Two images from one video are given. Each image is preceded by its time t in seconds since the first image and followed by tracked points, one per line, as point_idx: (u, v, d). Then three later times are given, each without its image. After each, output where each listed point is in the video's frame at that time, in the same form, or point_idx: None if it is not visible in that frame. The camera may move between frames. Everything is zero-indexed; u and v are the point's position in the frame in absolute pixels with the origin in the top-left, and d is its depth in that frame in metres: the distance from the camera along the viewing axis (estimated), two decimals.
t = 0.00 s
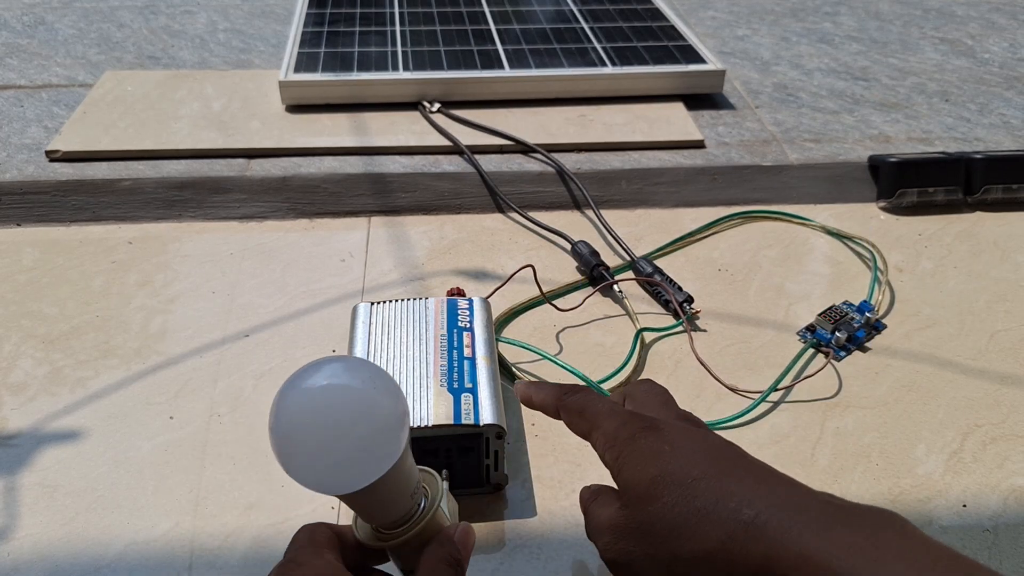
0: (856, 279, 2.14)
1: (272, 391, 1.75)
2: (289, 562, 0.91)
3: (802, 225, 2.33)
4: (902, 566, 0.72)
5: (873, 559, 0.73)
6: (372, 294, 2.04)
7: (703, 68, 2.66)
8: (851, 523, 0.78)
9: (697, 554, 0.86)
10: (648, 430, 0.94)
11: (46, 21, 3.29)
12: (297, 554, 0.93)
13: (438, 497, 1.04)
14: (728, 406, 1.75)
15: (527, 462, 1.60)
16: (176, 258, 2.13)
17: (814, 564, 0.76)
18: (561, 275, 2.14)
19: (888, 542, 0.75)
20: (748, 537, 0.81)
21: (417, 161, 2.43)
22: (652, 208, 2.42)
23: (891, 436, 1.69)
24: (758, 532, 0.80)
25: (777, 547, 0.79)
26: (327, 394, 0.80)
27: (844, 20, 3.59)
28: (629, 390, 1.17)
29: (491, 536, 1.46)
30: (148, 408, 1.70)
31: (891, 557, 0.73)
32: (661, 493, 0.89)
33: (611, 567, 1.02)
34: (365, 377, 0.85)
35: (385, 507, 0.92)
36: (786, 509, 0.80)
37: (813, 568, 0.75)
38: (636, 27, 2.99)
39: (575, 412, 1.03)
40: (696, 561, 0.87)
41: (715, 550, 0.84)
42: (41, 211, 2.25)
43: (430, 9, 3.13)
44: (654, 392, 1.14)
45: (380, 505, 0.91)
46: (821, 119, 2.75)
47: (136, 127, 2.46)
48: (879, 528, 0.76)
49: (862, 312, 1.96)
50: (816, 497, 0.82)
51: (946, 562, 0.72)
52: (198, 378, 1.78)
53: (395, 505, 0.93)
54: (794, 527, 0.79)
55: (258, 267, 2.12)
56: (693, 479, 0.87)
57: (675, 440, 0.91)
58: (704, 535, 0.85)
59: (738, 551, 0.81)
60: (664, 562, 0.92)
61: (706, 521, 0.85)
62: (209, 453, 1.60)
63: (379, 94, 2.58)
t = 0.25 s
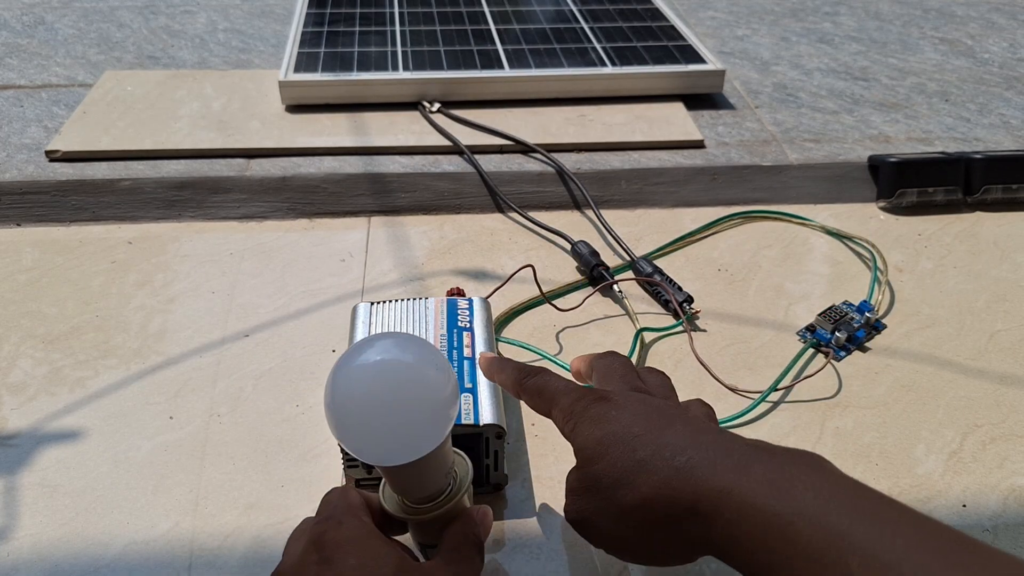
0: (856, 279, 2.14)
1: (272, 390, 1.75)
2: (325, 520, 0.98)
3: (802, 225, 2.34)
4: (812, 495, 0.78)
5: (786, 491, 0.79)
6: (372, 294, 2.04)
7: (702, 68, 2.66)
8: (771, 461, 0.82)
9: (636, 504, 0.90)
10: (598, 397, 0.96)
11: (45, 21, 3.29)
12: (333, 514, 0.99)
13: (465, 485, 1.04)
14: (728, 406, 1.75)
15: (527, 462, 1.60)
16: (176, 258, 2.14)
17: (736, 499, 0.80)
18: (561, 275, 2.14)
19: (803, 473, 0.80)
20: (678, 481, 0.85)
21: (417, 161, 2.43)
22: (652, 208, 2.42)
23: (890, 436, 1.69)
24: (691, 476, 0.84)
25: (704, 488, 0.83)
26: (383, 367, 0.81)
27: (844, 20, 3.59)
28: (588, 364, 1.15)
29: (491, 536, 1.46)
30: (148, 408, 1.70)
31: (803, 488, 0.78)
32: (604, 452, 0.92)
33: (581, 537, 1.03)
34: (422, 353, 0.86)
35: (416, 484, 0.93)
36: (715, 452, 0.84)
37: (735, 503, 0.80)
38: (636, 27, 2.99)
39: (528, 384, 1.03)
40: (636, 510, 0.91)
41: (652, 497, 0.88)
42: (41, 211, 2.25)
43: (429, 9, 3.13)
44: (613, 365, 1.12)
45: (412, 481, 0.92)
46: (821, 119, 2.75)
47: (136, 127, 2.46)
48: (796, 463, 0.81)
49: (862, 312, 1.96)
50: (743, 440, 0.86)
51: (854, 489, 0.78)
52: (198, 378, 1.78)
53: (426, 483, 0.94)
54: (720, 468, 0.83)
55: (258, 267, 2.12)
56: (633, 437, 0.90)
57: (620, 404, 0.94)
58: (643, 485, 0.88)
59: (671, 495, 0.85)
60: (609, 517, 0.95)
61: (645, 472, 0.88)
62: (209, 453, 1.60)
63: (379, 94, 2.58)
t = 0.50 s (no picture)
0: (856, 279, 2.14)
1: (271, 391, 1.75)
2: (334, 499, 0.99)
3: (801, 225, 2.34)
4: (765, 489, 0.76)
5: (739, 487, 0.77)
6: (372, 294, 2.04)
7: (703, 68, 2.66)
8: (731, 459, 0.81)
9: (606, 507, 0.89)
10: (573, 407, 0.96)
11: (45, 21, 3.29)
12: (343, 495, 1.00)
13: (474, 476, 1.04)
14: (728, 405, 1.75)
15: (527, 462, 1.60)
16: (176, 258, 2.13)
17: (695, 496, 0.80)
18: (561, 275, 2.14)
19: (760, 469, 0.79)
20: (644, 482, 0.85)
21: (417, 161, 2.43)
22: (652, 208, 2.42)
23: (890, 436, 1.69)
24: (653, 477, 0.84)
25: (667, 486, 0.83)
26: (396, 358, 0.80)
27: (844, 20, 3.59)
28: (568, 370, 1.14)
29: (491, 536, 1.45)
30: (148, 408, 1.70)
31: (758, 483, 0.77)
32: (575, 457, 0.92)
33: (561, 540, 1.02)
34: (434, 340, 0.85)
35: (427, 472, 0.93)
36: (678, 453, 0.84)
37: (694, 500, 0.80)
38: (636, 27, 2.99)
39: (502, 397, 1.03)
40: (605, 513, 0.90)
41: (620, 499, 0.87)
42: (40, 211, 2.25)
43: (429, 9, 3.13)
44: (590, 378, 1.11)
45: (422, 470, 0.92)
46: (821, 119, 2.75)
47: (136, 127, 2.46)
48: (754, 461, 0.80)
49: (862, 312, 1.96)
50: (709, 443, 0.86)
51: (810, 486, 0.76)
52: (198, 378, 1.78)
53: (436, 471, 0.94)
54: (682, 469, 0.83)
55: (258, 267, 2.12)
56: (604, 443, 0.90)
57: (593, 412, 0.95)
58: (611, 487, 0.88)
59: (638, 495, 0.85)
60: (582, 520, 0.95)
61: (613, 473, 0.88)
62: (209, 453, 1.60)
63: (378, 94, 2.58)
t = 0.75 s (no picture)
0: (856, 278, 2.14)
1: (271, 391, 1.75)
2: (348, 500, 0.98)
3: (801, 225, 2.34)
4: (753, 501, 0.77)
5: (727, 497, 0.78)
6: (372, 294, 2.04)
7: (703, 68, 2.66)
8: (718, 470, 0.82)
9: (594, 513, 0.90)
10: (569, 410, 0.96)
11: (45, 20, 3.29)
12: (355, 496, 0.99)
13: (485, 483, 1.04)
14: (728, 405, 1.75)
15: (527, 462, 1.60)
16: (176, 258, 2.13)
17: (684, 507, 0.80)
18: (561, 275, 2.14)
19: (746, 479, 0.80)
20: (633, 491, 0.85)
21: (417, 161, 2.43)
22: (652, 208, 2.42)
23: (890, 436, 1.69)
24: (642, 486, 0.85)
25: (655, 496, 0.83)
26: (423, 361, 0.80)
27: (844, 20, 3.59)
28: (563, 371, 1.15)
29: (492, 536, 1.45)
30: (147, 408, 1.70)
31: (745, 495, 0.78)
32: (568, 462, 0.91)
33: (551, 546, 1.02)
34: (460, 346, 0.84)
35: (440, 474, 0.93)
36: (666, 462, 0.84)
37: (682, 511, 0.80)
38: (636, 27, 2.99)
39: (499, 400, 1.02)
40: (594, 519, 0.91)
41: (609, 506, 0.88)
42: (40, 211, 2.25)
43: (429, 9, 3.13)
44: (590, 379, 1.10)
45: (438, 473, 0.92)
46: (821, 119, 2.75)
47: (136, 127, 2.46)
48: (741, 471, 0.81)
49: (862, 312, 1.96)
50: (695, 452, 0.86)
51: (795, 498, 0.78)
52: (198, 378, 1.78)
53: (453, 474, 0.94)
54: (670, 478, 0.83)
55: (258, 267, 2.12)
56: (595, 448, 0.90)
57: (586, 416, 0.94)
58: (601, 495, 0.89)
59: (627, 504, 0.86)
60: (573, 525, 0.94)
61: (602, 481, 0.88)
62: (209, 453, 1.60)
63: (378, 94, 2.58)
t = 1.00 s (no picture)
0: (856, 279, 2.14)
1: (271, 391, 1.75)
2: (337, 501, 0.99)
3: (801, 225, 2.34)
4: (752, 508, 0.79)
5: (726, 504, 0.80)
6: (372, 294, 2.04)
7: (703, 68, 2.66)
8: (718, 476, 0.83)
9: (593, 514, 0.90)
10: (572, 408, 0.95)
11: (45, 21, 3.29)
12: (346, 496, 1.00)
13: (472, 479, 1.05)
14: (728, 405, 1.75)
15: (527, 462, 1.60)
16: (176, 258, 2.14)
17: (685, 512, 0.81)
18: (561, 275, 2.14)
19: (746, 485, 0.81)
20: (633, 494, 0.85)
21: (417, 161, 2.43)
22: (652, 208, 2.42)
23: (891, 436, 1.68)
24: (642, 489, 0.85)
25: (656, 500, 0.83)
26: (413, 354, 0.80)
27: (844, 20, 3.59)
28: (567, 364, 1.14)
29: (492, 536, 1.45)
30: (147, 408, 1.70)
31: (745, 502, 0.79)
32: (568, 462, 0.90)
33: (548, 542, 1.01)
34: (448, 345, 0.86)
35: (428, 472, 0.94)
36: (667, 467, 0.85)
37: (682, 516, 0.81)
38: (636, 27, 2.99)
39: (498, 396, 1.01)
40: (592, 520, 0.91)
41: (608, 508, 0.88)
42: (40, 211, 2.25)
43: (429, 9, 3.13)
44: (591, 378, 1.09)
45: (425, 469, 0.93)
46: (821, 119, 2.75)
47: (136, 127, 2.46)
48: (740, 477, 0.82)
49: (862, 312, 1.96)
50: (694, 456, 0.87)
51: (792, 504, 0.79)
52: (198, 378, 1.78)
53: (440, 469, 0.95)
54: (671, 483, 0.84)
55: (258, 267, 2.12)
56: (596, 449, 0.90)
57: (588, 415, 0.93)
58: (600, 496, 0.88)
59: (626, 507, 0.86)
60: (571, 524, 0.95)
61: (602, 483, 0.88)
62: (209, 453, 1.60)
63: (378, 94, 2.58)
